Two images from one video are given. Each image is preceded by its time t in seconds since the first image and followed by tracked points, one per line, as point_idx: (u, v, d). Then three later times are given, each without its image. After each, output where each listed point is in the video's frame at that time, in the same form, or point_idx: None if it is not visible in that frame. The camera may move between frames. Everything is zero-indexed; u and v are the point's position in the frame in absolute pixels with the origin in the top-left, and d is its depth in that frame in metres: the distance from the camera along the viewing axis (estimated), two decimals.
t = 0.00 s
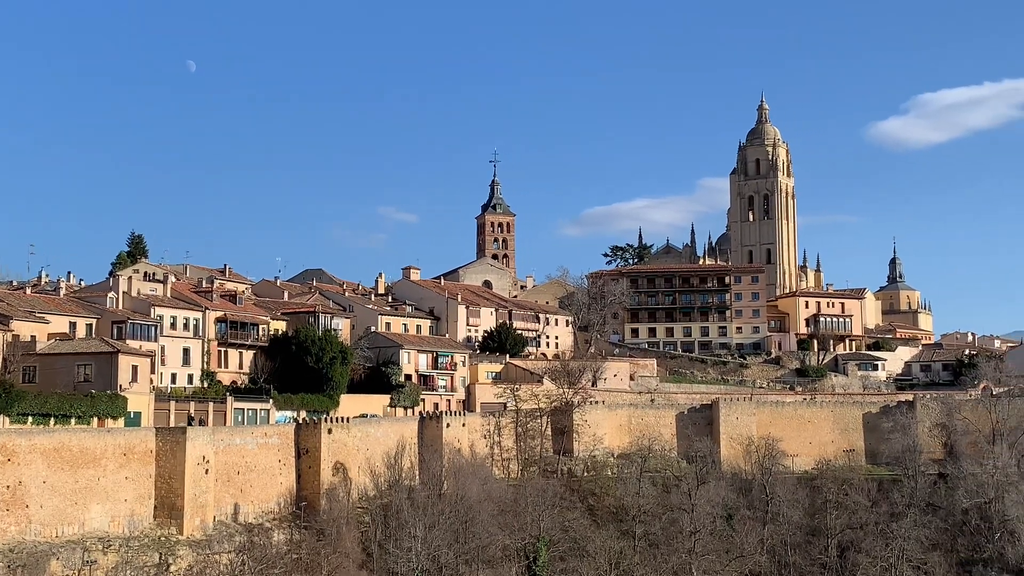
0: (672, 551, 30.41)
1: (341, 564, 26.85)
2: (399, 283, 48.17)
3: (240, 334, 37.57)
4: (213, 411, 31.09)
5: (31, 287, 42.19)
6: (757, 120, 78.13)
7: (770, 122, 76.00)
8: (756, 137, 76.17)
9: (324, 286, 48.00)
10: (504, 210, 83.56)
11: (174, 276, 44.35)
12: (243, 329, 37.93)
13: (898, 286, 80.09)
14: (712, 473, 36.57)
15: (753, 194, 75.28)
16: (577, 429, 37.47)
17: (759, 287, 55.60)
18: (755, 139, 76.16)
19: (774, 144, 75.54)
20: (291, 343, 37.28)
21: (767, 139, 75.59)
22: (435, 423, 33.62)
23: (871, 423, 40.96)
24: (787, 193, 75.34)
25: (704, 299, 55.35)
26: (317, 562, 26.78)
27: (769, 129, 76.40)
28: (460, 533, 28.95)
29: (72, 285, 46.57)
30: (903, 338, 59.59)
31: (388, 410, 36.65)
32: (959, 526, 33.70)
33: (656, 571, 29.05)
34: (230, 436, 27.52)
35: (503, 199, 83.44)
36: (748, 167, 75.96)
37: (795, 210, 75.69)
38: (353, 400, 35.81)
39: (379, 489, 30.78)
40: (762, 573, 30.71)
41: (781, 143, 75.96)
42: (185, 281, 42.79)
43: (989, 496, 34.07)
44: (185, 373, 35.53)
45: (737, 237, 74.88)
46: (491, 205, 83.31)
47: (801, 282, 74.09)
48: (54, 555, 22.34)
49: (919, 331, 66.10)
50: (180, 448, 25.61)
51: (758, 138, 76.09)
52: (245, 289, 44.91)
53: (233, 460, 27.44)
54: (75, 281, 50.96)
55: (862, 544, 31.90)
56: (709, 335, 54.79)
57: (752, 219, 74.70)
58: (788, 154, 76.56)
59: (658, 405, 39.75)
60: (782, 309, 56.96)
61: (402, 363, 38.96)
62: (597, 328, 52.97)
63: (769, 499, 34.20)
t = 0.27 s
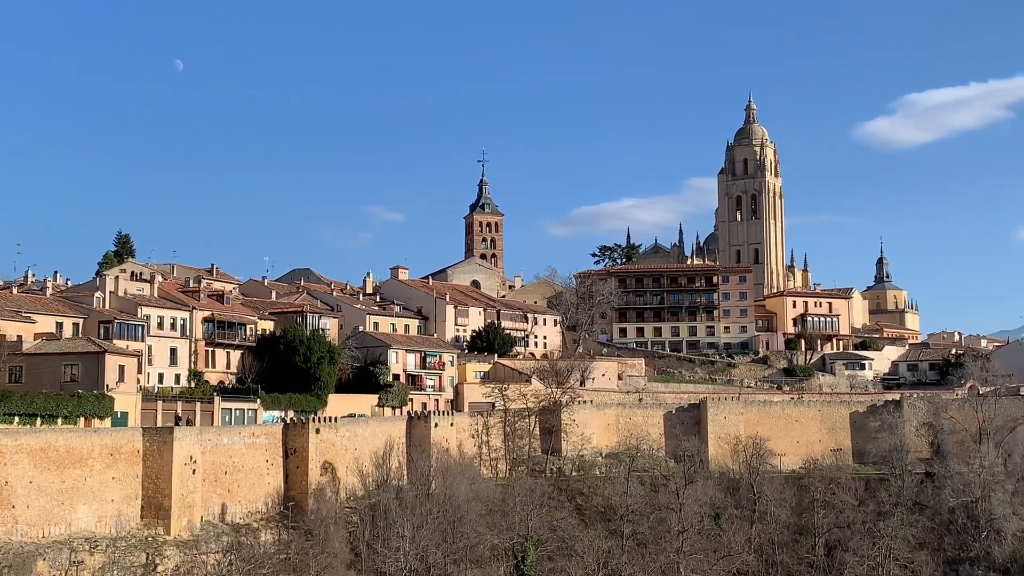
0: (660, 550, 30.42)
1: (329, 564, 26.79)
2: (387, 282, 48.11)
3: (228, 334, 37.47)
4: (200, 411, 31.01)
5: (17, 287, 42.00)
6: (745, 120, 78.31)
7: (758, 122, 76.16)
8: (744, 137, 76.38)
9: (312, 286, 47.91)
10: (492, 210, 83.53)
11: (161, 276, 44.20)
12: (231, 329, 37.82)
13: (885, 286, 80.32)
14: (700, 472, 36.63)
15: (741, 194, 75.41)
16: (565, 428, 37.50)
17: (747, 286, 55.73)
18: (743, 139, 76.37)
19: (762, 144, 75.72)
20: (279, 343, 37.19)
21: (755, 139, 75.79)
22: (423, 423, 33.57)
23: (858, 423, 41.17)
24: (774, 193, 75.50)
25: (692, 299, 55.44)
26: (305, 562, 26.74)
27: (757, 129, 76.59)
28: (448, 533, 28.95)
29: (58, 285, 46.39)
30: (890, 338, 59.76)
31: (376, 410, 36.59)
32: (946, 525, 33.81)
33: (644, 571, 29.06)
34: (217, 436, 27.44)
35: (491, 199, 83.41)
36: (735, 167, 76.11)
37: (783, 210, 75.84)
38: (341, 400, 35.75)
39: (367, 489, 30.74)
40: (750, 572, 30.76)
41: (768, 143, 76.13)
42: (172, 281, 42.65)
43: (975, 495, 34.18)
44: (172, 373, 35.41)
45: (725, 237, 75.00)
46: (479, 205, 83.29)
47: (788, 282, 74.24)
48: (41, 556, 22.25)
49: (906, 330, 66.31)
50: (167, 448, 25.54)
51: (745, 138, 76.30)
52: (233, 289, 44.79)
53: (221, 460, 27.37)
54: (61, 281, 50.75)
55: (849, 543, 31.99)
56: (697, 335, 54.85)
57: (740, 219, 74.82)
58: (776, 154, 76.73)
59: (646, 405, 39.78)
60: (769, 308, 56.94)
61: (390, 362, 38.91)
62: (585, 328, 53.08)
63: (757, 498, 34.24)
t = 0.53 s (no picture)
0: (647, 549, 30.46)
1: (317, 563, 26.74)
2: (374, 282, 48.05)
3: (214, 333, 37.36)
4: (186, 410, 30.92)
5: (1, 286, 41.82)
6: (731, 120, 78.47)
7: (745, 121, 76.31)
8: (730, 137, 76.52)
9: (298, 285, 47.84)
10: (479, 209, 83.50)
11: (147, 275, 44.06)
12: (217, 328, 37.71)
13: (871, 285, 80.59)
14: (686, 471, 36.70)
15: (727, 194, 75.59)
16: (552, 427, 37.52)
17: (733, 286, 55.79)
18: (729, 139, 76.50)
19: (748, 143, 75.88)
20: (265, 342, 37.11)
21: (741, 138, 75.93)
22: (410, 423, 33.55)
23: (844, 422, 41.33)
24: (761, 192, 75.67)
25: (679, 298, 55.54)
26: (292, 561, 26.70)
27: (744, 129, 76.73)
28: (435, 532, 28.95)
29: (43, 284, 46.19)
30: (876, 337, 60.03)
31: (362, 409, 36.52)
32: (932, 523, 33.94)
33: (631, 569, 29.08)
34: (203, 436, 27.36)
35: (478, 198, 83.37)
36: (722, 166, 76.26)
37: (769, 210, 76.02)
38: (327, 400, 35.70)
39: (353, 488, 30.69)
40: (736, 570, 30.82)
41: (755, 143, 76.30)
42: (158, 280, 42.52)
43: (960, 494, 34.30)
44: (158, 372, 35.29)
45: (711, 236, 75.11)
46: (466, 204, 83.27)
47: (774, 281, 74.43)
48: (26, 556, 22.16)
49: (891, 329, 66.55)
50: (153, 447, 25.46)
51: (732, 138, 76.45)
52: (219, 288, 44.64)
53: (206, 459, 27.29)
54: (46, 280, 50.55)
55: (835, 542, 32.08)
56: (684, 334, 54.91)
57: (726, 218, 74.96)
58: (762, 154, 76.90)
59: (632, 404, 39.82)
60: (756, 307, 57.08)
61: (376, 361, 38.87)
62: (572, 327, 53.24)
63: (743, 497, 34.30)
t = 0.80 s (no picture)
0: (631, 548, 30.51)
1: (302, 562, 26.80)
2: (358, 281, 48.01)
3: (197, 332, 37.23)
4: (170, 409, 30.83)
5: None
6: (715, 120, 78.67)
7: (729, 121, 76.53)
8: (715, 137, 76.72)
9: (283, 284, 47.77)
10: (464, 208, 83.45)
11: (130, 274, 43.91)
12: (200, 327, 37.57)
13: (854, 285, 80.87)
14: (670, 469, 36.78)
15: (711, 194, 75.80)
16: (537, 426, 37.53)
17: (717, 285, 56.02)
18: (713, 139, 76.73)
19: (732, 143, 76.10)
20: (249, 341, 37.03)
21: (725, 138, 76.15)
22: (394, 422, 33.52)
23: (827, 420, 41.50)
24: (744, 192, 75.88)
25: (663, 297, 55.71)
26: (276, 561, 26.68)
27: (728, 129, 76.95)
28: (419, 531, 28.96)
29: (26, 283, 45.97)
30: (859, 336, 60.29)
31: (347, 408, 36.44)
32: (914, 522, 34.11)
33: (615, 569, 29.13)
34: (187, 435, 27.27)
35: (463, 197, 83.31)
36: (706, 166, 76.45)
37: (753, 210, 76.24)
38: (311, 399, 35.63)
39: (337, 488, 30.65)
40: (720, 568, 30.90)
41: (739, 142, 76.53)
42: (141, 279, 42.39)
43: (943, 492, 34.47)
44: (141, 371, 35.16)
45: (695, 236, 75.20)
46: (451, 203, 83.21)
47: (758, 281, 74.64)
48: (8, 556, 22.05)
49: (874, 329, 66.82)
50: (136, 447, 25.36)
51: (716, 138, 76.65)
52: (203, 287, 44.50)
53: (190, 459, 27.21)
54: (29, 279, 50.30)
55: (818, 540, 32.20)
56: (668, 333, 54.99)
57: (710, 218, 75.11)
58: (746, 153, 77.12)
59: (617, 403, 39.87)
60: (740, 306, 57.15)
61: (361, 360, 38.85)
62: (557, 325, 53.39)
63: (727, 495, 34.38)
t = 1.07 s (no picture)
0: (614, 547, 30.55)
1: (284, 562, 26.73)
2: (342, 280, 47.97)
3: (179, 331, 37.09)
4: (151, 409, 30.71)
5: None
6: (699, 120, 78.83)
7: (712, 121, 76.68)
8: (698, 137, 76.89)
9: (266, 283, 47.64)
10: (448, 207, 83.40)
11: (112, 273, 43.73)
12: (183, 326, 37.44)
13: (837, 285, 81.18)
14: (654, 469, 36.85)
15: (695, 194, 75.99)
16: (520, 426, 37.57)
17: (701, 285, 56.00)
18: (697, 139, 76.89)
19: (716, 143, 76.26)
20: (231, 340, 36.92)
21: (709, 138, 76.34)
22: (377, 421, 33.45)
23: (809, 420, 41.64)
24: (728, 192, 76.06)
25: (647, 297, 55.72)
26: (258, 561, 26.62)
27: (711, 129, 77.12)
28: (402, 531, 28.95)
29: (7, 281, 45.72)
30: (841, 336, 60.50)
31: (330, 408, 36.35)
32: (895, 521, 34.28)
33: (597, 568, 29.16)
34: (169, 435, 27.16)
35: (447, 196, 83.26)
36: (689, 166, 76.60)
37: (737, 210, 76.45)
38: (294, 398, 35.54)
39: (320, 488, 30.57)
40: (703, 568, 31.00)
41: (722, 143, 76.69)
42: (123, 278, 42.22)
43: (924, 492, 34.62)
44: (122, 370, 35.02)
45: (679, 235, 75.13)
46: (435, 202, 83.16)
47: (741, 281, 74.87)
48: None
49: (856, 329, 67.14)
50: (117, 446, 25.23)
51: (699, 138, 76.82)
52: (185, 286, 44.34)
53: (171, 458, 27.10)
54: (10, 278, 50.03)
55: (800, 540, 32.31)
56: (652, 333, 55.08)
57: (693, 218, 75.28)
58: (730, 153, 77.28)
59: (600, 402, 39.93)
60: (723, 306, 57.45)
61: (344, 360, 38.89)
62: (541, 326, 54.12)
63: (710, 495, 34.45)
